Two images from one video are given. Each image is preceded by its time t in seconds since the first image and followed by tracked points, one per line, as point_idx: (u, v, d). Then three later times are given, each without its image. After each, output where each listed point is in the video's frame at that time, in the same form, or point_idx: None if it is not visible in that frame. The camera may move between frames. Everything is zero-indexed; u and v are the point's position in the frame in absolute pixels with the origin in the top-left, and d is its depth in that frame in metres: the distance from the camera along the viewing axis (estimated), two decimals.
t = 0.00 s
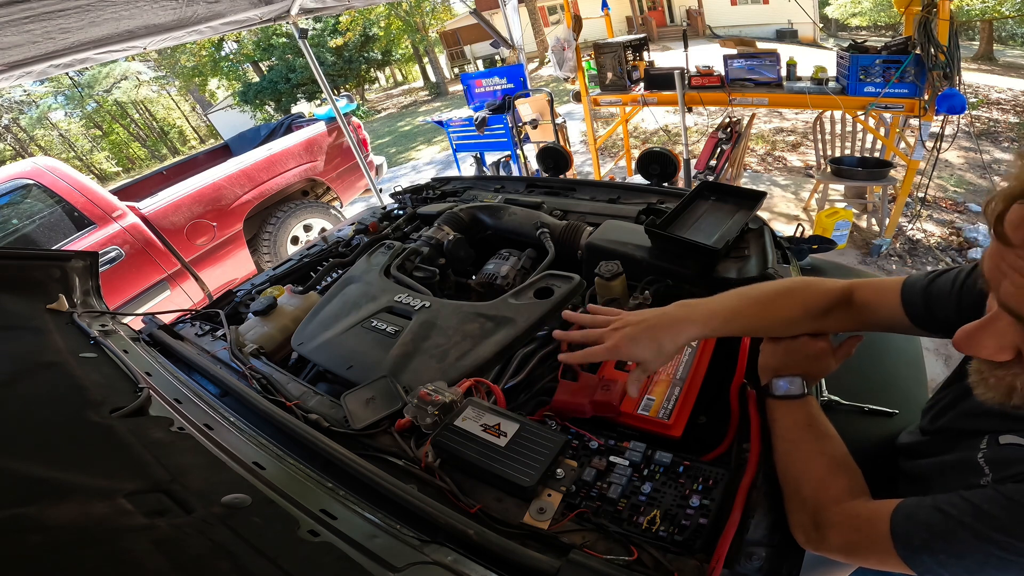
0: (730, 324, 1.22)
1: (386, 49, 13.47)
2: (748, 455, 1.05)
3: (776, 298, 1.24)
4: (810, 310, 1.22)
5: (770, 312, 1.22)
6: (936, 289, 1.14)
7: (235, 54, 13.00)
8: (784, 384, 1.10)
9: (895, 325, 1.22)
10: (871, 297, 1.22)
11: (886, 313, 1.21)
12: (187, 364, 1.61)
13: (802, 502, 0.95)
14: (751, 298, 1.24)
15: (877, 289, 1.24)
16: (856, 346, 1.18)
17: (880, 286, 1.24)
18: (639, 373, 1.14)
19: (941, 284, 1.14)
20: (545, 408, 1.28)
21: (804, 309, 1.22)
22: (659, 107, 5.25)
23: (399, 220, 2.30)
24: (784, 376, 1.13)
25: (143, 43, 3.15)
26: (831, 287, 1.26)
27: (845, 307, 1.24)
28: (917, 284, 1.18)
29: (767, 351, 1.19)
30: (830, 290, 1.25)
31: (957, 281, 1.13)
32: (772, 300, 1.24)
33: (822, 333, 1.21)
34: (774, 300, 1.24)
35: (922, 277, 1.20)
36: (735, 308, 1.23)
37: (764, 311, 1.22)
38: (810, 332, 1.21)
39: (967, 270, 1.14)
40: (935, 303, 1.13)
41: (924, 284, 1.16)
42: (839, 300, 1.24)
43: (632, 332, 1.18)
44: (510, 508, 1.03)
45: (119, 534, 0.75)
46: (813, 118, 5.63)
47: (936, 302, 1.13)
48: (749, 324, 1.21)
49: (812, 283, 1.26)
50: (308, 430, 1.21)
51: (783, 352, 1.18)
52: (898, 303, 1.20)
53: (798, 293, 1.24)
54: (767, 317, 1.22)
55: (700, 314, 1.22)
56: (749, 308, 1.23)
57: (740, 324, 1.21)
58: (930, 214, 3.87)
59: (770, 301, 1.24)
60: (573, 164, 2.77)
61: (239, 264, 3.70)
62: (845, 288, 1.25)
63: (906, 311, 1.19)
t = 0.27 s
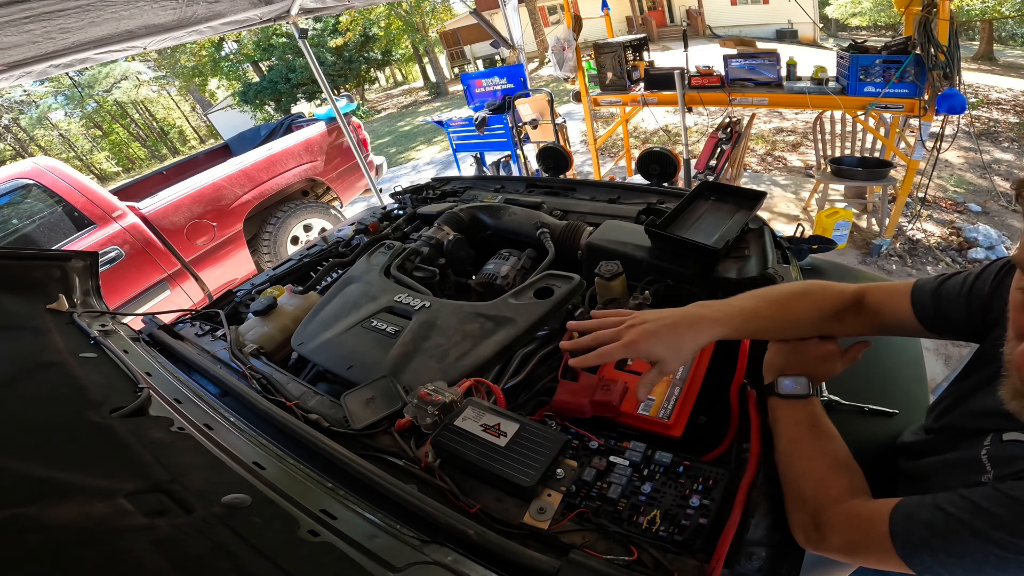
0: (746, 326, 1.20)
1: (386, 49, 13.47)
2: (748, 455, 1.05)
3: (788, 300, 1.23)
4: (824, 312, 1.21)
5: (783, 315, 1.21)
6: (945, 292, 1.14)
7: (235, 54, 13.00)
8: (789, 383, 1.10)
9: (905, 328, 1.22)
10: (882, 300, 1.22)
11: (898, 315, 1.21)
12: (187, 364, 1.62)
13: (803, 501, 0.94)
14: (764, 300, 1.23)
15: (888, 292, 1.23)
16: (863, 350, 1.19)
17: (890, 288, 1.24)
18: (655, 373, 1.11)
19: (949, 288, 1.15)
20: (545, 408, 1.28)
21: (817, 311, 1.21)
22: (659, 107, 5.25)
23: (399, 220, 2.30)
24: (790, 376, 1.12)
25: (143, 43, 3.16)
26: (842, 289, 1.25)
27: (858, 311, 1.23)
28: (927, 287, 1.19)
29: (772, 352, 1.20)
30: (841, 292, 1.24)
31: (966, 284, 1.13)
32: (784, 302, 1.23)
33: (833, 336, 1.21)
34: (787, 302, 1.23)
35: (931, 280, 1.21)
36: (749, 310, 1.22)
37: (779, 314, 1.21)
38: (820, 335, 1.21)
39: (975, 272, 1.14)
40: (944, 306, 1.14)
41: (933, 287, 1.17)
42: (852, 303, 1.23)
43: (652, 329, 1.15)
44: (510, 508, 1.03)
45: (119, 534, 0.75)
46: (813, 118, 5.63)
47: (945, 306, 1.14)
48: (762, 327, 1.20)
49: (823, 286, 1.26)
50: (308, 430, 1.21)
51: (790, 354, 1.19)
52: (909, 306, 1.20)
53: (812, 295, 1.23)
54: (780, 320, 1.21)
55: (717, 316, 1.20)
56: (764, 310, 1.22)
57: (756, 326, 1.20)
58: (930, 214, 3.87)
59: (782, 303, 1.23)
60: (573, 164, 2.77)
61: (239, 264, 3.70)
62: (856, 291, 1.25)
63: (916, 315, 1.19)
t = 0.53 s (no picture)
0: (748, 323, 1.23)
1: (386, 49, 13.47)
2: (748, 455, 1.05)
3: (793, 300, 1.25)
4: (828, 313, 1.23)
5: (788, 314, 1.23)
6: (951, 293, 1.13)
7: (234, 53, 13.00)
8: (790, 383, 1.10)
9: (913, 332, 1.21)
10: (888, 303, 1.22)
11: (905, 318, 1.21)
12: (187, 364, 1.62)
13: (802, 502, 0.95)
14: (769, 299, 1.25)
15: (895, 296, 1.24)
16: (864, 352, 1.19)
17: (897, 292, 1.25)
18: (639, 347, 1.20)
19: (955, 289, 1.14)
20: (545, 408, 1.28)
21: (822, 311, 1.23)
22: (659, 107, 5.26)
23: (399, 220, 2.30)
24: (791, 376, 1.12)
25: (143, 43, 3.15)
26: (848, 292, 1.27)
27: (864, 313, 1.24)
28: (934, 290, 1.18)
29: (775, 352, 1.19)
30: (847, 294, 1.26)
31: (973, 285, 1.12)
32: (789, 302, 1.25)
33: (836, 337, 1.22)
34: (791, 301, 1.25)
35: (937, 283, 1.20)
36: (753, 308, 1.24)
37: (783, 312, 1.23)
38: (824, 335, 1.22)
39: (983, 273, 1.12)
40: (951, 308, 1.12)
41: (940, 289, 1.16)
42: (857, 305, 1.24)
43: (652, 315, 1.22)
44: (510, 508, 1.03)
45: (119, 534, 0.75)
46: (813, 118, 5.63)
47: (951, 307, 1.12)
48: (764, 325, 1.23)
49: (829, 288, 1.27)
50: (308, 430, 1.21)
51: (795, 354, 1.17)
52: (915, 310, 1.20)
53: (817, 296, 1.25)
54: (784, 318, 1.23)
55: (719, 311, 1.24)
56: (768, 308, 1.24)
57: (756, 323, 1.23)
58: (930, 214, 3.87)
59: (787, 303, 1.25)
60: (573, 164, 2.77)
61: (239, 264, 3.70)
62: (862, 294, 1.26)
63: (923, 318, 1.18)
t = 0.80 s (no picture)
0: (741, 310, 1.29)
1: (386, 49, 13.46)
2: (747, 455, 1.05)
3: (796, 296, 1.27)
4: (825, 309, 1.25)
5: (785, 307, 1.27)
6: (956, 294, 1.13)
7: (234, 53, 12.99)
8: (788, 383, 1.10)
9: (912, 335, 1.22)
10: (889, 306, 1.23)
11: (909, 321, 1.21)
12: (187, 364, 1.61)
13: (801, 502, 0.94)
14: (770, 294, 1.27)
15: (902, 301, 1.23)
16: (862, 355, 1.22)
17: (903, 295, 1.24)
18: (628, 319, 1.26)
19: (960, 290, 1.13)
20: (545, 408, 1.28)
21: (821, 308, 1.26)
22: (659, 107, 5.25)
23: (399, 220, 2.30)
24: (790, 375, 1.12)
25: (143, 43, 3.16)
26: (851, 292, 1.27)
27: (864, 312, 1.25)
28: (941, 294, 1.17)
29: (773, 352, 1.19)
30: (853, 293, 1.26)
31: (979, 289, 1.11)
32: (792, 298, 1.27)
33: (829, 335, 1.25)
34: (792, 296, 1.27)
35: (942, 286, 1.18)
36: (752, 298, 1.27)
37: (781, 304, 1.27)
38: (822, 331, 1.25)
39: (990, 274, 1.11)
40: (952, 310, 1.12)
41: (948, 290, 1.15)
42: (860, 305, 1.25)
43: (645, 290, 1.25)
44: (510, 508, 1.03)
45: (119, 534, 0.75)
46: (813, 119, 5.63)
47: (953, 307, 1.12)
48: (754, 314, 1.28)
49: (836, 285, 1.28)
50: (308, 431, 1.21)
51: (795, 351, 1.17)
52: (918, 315, 1.20)
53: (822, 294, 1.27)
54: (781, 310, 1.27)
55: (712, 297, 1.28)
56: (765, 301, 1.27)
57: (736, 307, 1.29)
58: (930, 214, 3.87)
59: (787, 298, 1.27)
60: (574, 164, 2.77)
61: (239, 264, 3.70)
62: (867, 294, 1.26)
63: (925, 321, 1.19)
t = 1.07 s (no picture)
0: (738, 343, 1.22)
1: (386, 49, 13.46)
2: (748, 455, 1.05)
3: (784, 309, 1.23)
4: (819, 319, 1.22)
5: (779, 326, 1.22)
6: (954, 289, 1.10)
7: (234, 53, 12.99)
8: (792, 383, 1.10)
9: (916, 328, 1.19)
10: (883, 303, 1.20)
11: (907, 314, 1.19)
12: (187, 364, 1.61)
13: (800, 502, 0.94)
14: (755, 314, 1.24)
15: (896, 295, 1.21)
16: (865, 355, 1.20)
17: (896, 288, 1.22)
18: (623, 388, 1.18)
19: (957, 283, 1.10)
20: (545, 408, 1.28)
21: (815, 320, 1.22)
22: (659, 107, 5.26)
23: (399, 220, 2.30)
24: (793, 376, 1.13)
25: (143, 43, 3.15)
26: (845, 292, 1.24)
27: (860, 315, 1.22)
28: (936, 286, 1.15)
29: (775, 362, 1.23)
30: (842, 296, 1.23)
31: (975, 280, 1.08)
32: (782, 314, 1.23)
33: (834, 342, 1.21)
34: (782, 312, 1.23)
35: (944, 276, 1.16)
36: (740, 319, 1.24)
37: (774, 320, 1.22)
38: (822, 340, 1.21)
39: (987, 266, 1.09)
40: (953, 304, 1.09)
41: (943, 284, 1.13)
42: (853, 306, 1.22)
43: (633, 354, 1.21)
44: (510, 508, 1.03)
45: (119, 535, 0.75)
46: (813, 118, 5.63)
47: (955, 302, 1.09)
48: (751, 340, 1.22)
49: (821, 290, 1.26)
50: (308, 430, 1.21)
51: (797, 354, 1.20)
52: (917, 307, 1.17)
53: (812, 303, 1.23)
54: (778, 330, 1.22)
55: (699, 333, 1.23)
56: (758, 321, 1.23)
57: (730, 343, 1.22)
58: (930, 214, 3.87)
59: (777, 315, 1.23)
60: (573, 164, 2.77)
61: (239, 264, 3.70)
62: (858, 293, 1.23)
63: (927, 315, 1.16)
